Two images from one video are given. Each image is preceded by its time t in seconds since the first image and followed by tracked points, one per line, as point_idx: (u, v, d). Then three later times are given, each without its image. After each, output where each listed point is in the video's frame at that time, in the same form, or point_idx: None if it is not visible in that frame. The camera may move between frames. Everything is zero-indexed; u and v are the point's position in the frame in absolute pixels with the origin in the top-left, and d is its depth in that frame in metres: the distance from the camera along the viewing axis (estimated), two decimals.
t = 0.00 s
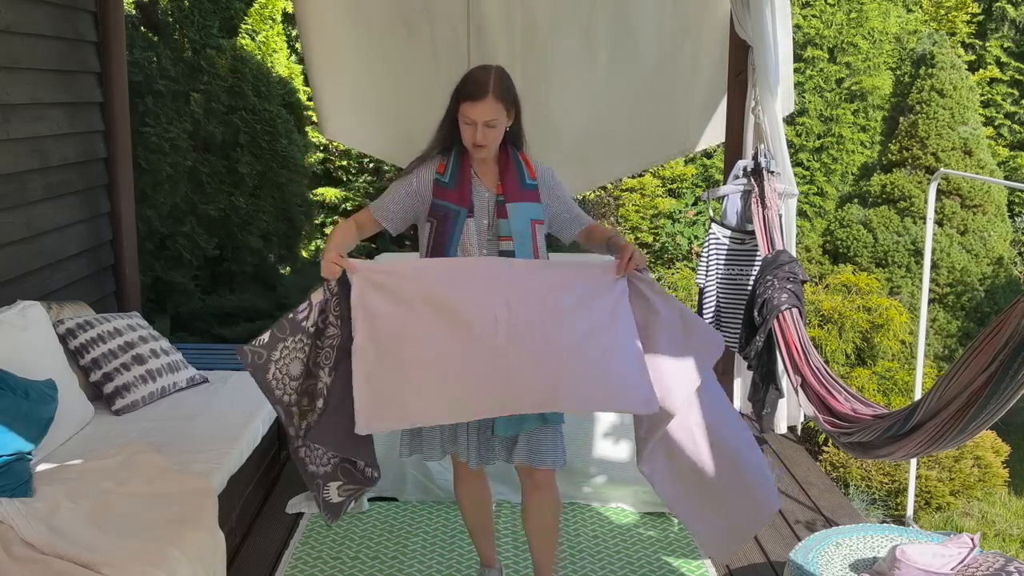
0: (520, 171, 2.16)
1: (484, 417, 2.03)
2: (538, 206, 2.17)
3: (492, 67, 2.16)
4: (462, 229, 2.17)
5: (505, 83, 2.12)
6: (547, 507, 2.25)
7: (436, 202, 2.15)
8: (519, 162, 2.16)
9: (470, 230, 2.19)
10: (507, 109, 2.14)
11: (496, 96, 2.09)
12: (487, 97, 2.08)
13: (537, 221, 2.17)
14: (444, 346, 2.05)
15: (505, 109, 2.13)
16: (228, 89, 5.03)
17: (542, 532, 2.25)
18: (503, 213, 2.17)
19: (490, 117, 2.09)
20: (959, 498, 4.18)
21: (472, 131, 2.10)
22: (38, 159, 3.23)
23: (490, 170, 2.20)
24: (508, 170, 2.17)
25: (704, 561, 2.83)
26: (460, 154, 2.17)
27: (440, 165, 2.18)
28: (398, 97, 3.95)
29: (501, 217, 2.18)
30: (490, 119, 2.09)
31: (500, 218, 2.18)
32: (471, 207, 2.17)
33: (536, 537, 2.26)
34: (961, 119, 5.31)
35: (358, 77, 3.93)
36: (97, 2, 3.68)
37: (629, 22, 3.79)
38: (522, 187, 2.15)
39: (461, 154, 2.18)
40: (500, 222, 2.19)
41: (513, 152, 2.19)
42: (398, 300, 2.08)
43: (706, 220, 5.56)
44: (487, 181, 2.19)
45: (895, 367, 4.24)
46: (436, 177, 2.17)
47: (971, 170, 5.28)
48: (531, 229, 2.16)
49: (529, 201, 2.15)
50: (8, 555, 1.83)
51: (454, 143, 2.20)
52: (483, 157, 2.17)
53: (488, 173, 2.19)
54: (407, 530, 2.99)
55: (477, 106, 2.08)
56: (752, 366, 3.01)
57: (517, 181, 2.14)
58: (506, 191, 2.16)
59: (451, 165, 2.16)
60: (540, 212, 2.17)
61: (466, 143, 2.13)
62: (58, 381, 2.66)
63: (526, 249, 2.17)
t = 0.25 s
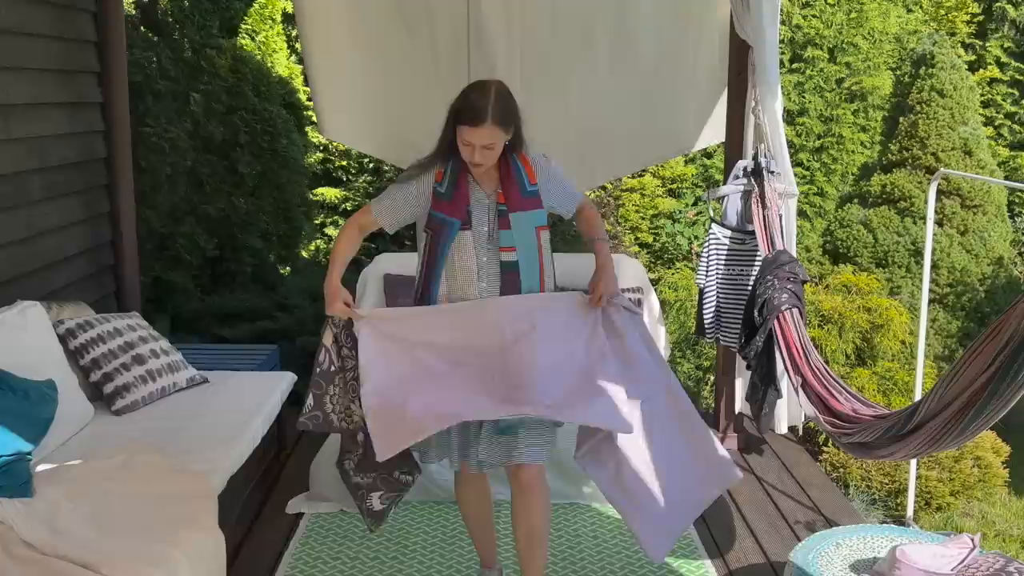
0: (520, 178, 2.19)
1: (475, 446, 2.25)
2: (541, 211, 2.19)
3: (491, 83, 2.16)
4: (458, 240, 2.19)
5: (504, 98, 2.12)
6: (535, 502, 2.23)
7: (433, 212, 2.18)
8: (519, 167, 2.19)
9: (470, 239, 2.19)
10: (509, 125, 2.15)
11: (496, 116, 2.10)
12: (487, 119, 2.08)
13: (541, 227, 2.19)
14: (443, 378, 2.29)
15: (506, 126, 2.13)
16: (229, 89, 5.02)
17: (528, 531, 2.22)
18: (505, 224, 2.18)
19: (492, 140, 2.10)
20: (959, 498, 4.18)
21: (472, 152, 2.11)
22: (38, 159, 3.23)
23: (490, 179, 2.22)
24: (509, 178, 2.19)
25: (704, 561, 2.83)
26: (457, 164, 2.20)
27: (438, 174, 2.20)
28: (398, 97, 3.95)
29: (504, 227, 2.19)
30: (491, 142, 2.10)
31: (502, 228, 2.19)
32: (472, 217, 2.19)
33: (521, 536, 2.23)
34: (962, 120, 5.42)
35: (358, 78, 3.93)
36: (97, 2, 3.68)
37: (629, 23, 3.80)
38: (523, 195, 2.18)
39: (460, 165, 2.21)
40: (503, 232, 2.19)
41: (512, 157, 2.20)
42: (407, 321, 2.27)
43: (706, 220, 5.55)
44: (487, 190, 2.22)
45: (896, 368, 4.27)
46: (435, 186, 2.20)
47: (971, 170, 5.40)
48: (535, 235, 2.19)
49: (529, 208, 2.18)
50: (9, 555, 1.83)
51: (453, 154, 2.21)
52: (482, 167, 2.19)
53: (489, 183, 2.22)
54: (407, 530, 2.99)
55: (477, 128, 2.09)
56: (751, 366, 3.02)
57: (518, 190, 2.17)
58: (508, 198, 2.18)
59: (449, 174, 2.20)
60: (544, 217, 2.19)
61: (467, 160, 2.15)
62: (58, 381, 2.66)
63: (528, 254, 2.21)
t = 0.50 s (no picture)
0: (522, 182, 2.20)
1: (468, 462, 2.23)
2: (541, 215, 2.21)
3: (493, 91, 2.15)
4: (457, 246, 2.20)
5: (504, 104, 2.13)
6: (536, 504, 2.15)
7: (432, 217, 2.19)
8: (519, 174, 2.19)
9: (470, 245, 2.21)
10: (513, 132, 2.14)
11: (500, 125, 2.09)
12: (491, 129, 2.08)
13: (540, 231, 2.21)
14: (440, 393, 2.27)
15: (509, 134, 2.13)
16: (228, 89, 5.02)
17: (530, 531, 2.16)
18: (505, 229, 2.19)
19: (496, 149, 2.10)
20: (959, 498, 4.18)
21: (476, 161, 2.11)
22: (38, 159, 3.23)
23: (491, 183, 2.22)
24: (509, 182, 2.20)
25: (704, 561, 2.83)
26: (458, 170, 2.20)
27: (438, 177, 2.21)
28: (398, 97, 3.95)
29: (504, 232, 2.19)
30: (495, 150, 2.10)
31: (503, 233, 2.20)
32: (472, 222, 2.21)
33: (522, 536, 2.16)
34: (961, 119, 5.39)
35: (358, 78, 3.93)
36: (97, 3, 3.68)
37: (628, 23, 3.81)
38: (523, 199, 2.19)
39: (461, 169, 2.20)
40: (503, 237, 2.20)
41: (513, 161, 2.21)
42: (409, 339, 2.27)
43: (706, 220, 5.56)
44: (488, 194, 2.22)
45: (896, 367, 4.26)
46: (435, 190, 2.21)
47: (971, 170, 5.40)
48: (535, 239, 2.20)
49: (529, 212, 2.18)
50: (8, 555, 1.83)
51: (455, 158, 2.20)
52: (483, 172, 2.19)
53: (490, 186, 2.23)
54: (407, 530, 2.99)
55: (482, 137, 2.09)
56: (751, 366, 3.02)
57: (518, 195, 2.18)
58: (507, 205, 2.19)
59: (450, 178, 2.20)
60: (543, 222, 2.21)
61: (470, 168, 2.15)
62: (58, 381, 2.66)
63: (528, 259, 2.21)
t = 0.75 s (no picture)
0: (521, 184, 2.20)
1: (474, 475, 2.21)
2: (539, 219, 2.20)
3: (496, 88, 2.14)
4: (458, 245, 2.20)
5: (504, 101, 2.12)
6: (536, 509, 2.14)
7: (433, 216, 2.21)
8: (519, 175, 2.19)
9: (470, 245, 2.21)
10: (514, 131, 2.14)
11: (501, 124, 2.09)
12: (493, 127, 2.07)
13: (538, 234, 2.20)
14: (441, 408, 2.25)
15: (511, 132, 2.12)
16: (228, 89, 5.02)
17: (531, 533, 2.16)
18: (503, 230, 2.19)
19: (497, 147, 2.10)
20: (959, 498, 4.18)
21: (477, 158, 2.11)
22: (38, 159, 3.23)
23: (492, 184, 2.23)
24: (509, 183, 2.20)
25: (704, 561, 2.83)
26: (460, 170, 2.21)
27: (441, 176, 2.22)
28: (398, 97, 3.95)
29: (502, 233, 2.20)
30: (496, 148, 2.10)
31: (501, 234, 2.20)
32: (472, 222, 2.21)
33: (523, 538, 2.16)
34: (961, 119, 5.40)
35: (359, 78, 3.94)
36: (97, 3, 3.68)
37: (628, 23, 3.80)
38: (522, 202, 2.19)
39: (463, 168, 2.21)
40: (501, 239, 2.20)
41: (513, 162, 2.21)
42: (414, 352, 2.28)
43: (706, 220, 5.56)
44: (488, 194, 2.23)
45: (896, 367, 4.27)
46: (437, 189, 2.22)
47: (971, 170, 5.39)
48: (531, 243, 2.20)
49: (529, 214, 2.19)
50: (8, 555, 1.83)
51: (457, 157, 2.21)
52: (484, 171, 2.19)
53: (491, 187, 2.23)
54: (407, 530, 2.99)
55: (483, 135, 2.08)
56: (751, 366, 3.02)
57: (518, 197, 2.18)
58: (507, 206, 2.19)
59: (451, 177, 2.21)
60: (540, 226, 2.20)
61: (472, 165, 2.15)
62: (58, 381, 2.66)
63: (525, 262, 2.20)
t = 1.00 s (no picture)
0: (521, 182, 2.19)
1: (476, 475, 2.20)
2: (538, 217, 2.20)
3: (496, 84, 2.14)
4: (459, 242, 2.20)
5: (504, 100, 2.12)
6: (536, 507, 2.13)
7: (434, 214, 2.21)
8: (520, 172, 2.19)
9: (471, 243, 2.21)
10: (515, 126, 2.13)
11: (501, 118, 2.09)
12: (493, 120, 2.07)
13: (537, 233, 2.20)
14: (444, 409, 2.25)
15: (512, 126, 2.12)
16: (229, 89, 5.02)
17: (531, 533, 2.15)
18: (503, 227, 2.19)
19: (498, 141, 2.09)
20: (959, 498, 4.18)
21: (478, 153, 2.10)
22: (38, 159, 3.23)
23: (493, 181, 2.23)
24: (509, 181, 2.20)
25: (704, 561, 2.83)
26: (461, 168, 2.21)
27: (442, 174, 2.23)
28: (398, 98, 3.95)
29: (502, 231, 2.20)
30: (496, 142, 2.09)
31: (501, 232, 2.20)
32: (472, 220, 2.21)
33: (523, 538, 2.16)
34: (962, 119, 5.40)
35: (358, 78, 3.94)
36: (97, 3, 3.68)
37: (628, 23, 3.80)
38: (522, 200, 2.19)
39: (464, 166, 2.21)
40: (500, 236, 2.20)
41: (513, 160, 2.21)
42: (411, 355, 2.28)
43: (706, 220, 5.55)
44: (489, 192, 2.23)
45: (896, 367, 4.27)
46: (438, 187, 2.23)
47: (971, 170, 5.39)
48: (531, 241, 2.19)
49: (529, 212, 2.19)
50: (8, 555, 1.83)
51: (458, 155, 2.22)
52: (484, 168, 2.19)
53: (491, 184, 2.23)
54: (407, 530, 2.99)
55: (484, 129, 2.08)
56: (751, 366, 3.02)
57: (517, 194, 2.18)
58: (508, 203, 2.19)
59: (452, 175, 2.21)
60: (540, 224, 2.20)
61: (472, 162, 2.14)
62: (58, 381, 2.66)
63: (524, 260, 2.20)
